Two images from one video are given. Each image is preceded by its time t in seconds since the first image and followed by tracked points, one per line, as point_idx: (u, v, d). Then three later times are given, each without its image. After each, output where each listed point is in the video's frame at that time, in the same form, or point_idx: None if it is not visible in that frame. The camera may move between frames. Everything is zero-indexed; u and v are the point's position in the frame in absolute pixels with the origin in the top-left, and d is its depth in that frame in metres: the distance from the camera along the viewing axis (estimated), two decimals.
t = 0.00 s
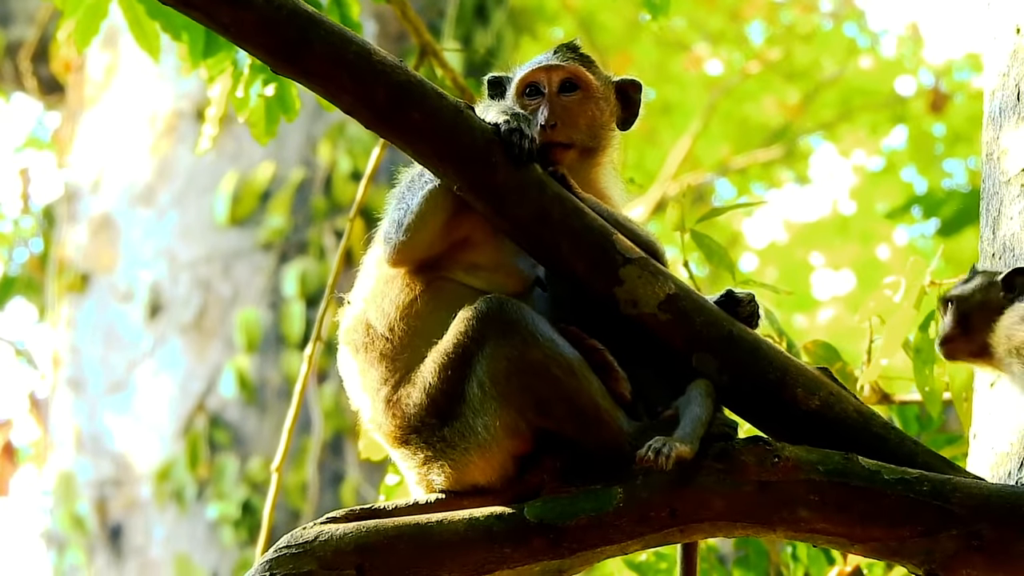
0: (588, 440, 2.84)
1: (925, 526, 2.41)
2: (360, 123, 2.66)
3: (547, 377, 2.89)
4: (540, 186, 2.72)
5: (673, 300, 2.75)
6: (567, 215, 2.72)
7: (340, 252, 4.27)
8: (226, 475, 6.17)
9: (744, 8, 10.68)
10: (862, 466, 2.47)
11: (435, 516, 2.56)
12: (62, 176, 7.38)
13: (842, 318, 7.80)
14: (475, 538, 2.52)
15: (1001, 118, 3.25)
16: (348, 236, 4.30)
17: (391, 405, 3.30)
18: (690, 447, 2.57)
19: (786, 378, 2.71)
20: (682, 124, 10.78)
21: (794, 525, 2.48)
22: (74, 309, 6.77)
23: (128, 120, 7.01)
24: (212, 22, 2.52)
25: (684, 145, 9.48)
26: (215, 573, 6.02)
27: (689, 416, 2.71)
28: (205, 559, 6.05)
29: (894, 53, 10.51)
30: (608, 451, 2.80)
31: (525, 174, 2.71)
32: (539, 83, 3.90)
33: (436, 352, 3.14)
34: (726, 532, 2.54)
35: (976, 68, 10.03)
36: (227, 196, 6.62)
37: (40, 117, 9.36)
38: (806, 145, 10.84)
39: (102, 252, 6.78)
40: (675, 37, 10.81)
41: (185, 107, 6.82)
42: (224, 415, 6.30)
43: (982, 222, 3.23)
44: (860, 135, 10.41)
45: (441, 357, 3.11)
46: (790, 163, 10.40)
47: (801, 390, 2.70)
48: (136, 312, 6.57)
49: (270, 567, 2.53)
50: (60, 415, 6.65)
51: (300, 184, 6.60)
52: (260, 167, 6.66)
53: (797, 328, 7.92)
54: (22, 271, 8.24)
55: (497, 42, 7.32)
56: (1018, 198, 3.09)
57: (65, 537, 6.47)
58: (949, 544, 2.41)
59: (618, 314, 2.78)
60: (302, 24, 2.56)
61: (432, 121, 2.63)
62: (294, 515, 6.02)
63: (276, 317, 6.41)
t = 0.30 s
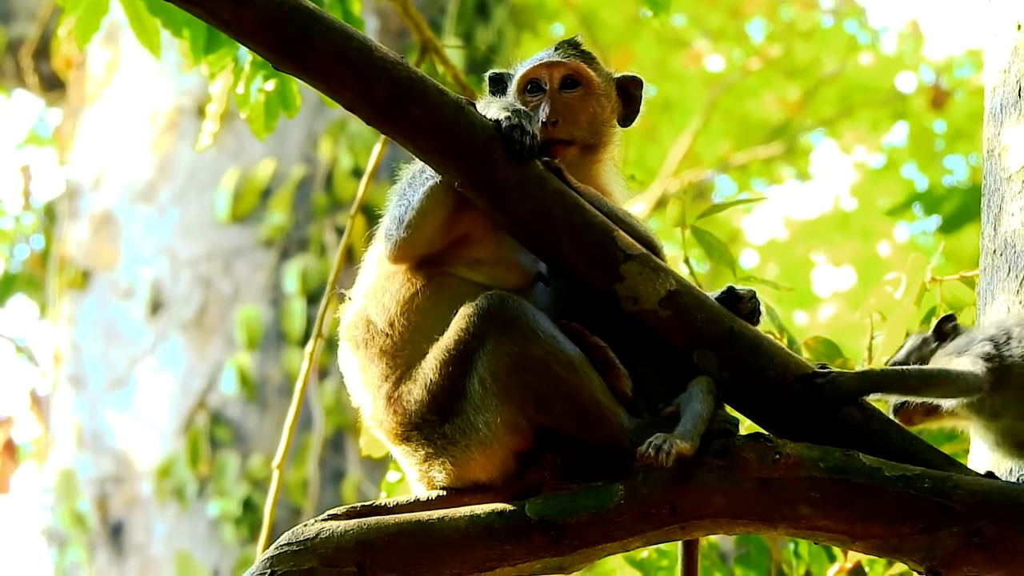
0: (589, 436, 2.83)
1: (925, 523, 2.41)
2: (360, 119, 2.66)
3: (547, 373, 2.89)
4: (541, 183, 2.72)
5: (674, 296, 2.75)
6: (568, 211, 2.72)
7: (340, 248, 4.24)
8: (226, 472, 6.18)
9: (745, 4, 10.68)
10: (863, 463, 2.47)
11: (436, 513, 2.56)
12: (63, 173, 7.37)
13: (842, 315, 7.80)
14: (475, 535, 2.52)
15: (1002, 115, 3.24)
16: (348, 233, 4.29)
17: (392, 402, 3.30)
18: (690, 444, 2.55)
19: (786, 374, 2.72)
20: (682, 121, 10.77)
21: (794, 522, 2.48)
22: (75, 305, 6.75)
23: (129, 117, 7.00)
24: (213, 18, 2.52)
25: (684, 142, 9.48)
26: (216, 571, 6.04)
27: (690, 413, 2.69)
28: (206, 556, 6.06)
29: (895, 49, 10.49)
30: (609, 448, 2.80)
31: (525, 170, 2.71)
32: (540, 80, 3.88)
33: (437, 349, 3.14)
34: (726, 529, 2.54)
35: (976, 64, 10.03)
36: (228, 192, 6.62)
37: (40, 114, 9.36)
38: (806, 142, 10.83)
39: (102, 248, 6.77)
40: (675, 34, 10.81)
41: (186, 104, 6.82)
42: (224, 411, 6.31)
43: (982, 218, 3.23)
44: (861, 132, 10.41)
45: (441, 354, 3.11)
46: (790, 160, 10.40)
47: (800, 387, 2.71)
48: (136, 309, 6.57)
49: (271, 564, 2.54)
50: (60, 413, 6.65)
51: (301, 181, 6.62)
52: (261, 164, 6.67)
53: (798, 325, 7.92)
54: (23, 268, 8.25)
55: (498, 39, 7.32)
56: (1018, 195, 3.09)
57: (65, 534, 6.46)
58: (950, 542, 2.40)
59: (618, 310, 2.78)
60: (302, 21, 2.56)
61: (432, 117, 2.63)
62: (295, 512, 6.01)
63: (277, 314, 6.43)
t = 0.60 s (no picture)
0: (589, 438, 2.83)
1: (927, 526, 2.41)
2: (361, 122, 2.66)
3: (548, 376, 2.90)
4: (543, 185, 2.72)
5: (676, 299, 2.75)
6: (569, 214, 2.71)
7: (343, 251, 4.24)
8: (227, 475, 6.16)
9: (747, 7, 10.68)
10: (864, 466, 2.47)
11: (438, 516, 2.56)
12: (64, 176, 7.38)
13: (843, 319, 7.79)
14: (477, 537, 2.52)
15: (1004, 119, 3.24)
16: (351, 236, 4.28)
17: (393, 405, 3.30)
18: (692, 447, 2.56)
19: (788, 377, 2.71)
20: (683, 124, 10.77)
21: (796, 525, 2.48)
22: (76, 308, 6.75)
23: (130, 120, 7.01)
24: (213, 21, 2.51)
25: (685, 145, 9.48)
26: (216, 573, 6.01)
27: (692, 416, 2.71)
28: (207, 558, 6.05)
29: (895, 53, 10.52)
30: (609, 450, 2.78)
31: (527, 173, 2.71)
32: (550, 80, 3.90)
33: (438, 352, 3.14)
34: (728, 532, 2.54)
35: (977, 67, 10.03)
36: (229, 195, 6.62)
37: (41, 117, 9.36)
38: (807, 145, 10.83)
39: (103, 250, 6.77)
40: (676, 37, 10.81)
41: (187, 106, 6.82)
42: (226, 414, 6.31)
43: (984, 222, 3.24)
44: (862, 135, 10.41)
45: (442, 357, 3.11)
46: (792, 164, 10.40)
47: (803, 391, 2.70)
48: (138, 311, 6.58)
49: (272, 567, 2.53)
50: (61, 415, 6.65)
51: (302, 184, 6.63)
52: (262, 167, 6.68)
53: (799, 328, 7.91)
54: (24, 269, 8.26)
55: (499, 42, 7.33)
56: (1020, 199, 3.09)
57: (66, 536, 6.45)
58: (951, 545, 2.40)
59: (619, 313, 2.78)
60: (303, 24, 2.56)
61: (434, 120, 2.63)
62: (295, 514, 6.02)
63: (278, 316, 6.43)
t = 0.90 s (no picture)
0: (591, 447, 2.83)
1: (929, 535, 2.40)
2: (364, 130, 2.66)
3: (551, 384, 2.90)
4: (545, 193, 2.72)
5: (679, 308, 2.75)
6: (571, 222, 2.72)
7: (346, 261, 4.25)
8: (230, 482, 6.17)
9: (749, 15, 10.68)
10: (866, 475, 2.47)
11: (439, 525, 2.55)
12: (67, 184, 7.38)
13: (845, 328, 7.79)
14: (479, 547, 2.52)
15: (1006, 126, 3.23)
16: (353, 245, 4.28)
17: (395, 414, 3.30)
18: (693, 457, 2.56)
19: (790, 386, 2.71)
20: (685, 132, 10.77)
21: (799, 535, 2.47)
22: (79, 317, 6.76)
23: (133, 129, 7.02)
24: (216, 29, 2.52)
25: (687, 153, 9.47)
26: None
27: (693, 425, 2.70)
28: (208, 567, 6.04)
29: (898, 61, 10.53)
30: (611, 459, 2.79)
31: (530, 181, 2.71)
32: (555, 84, 3.90)
33: (440, 361, 3.14)
34: (730, 542, 2.53)
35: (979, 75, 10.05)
36: (232, 203, 6.61)
37: (44, 125, 9.37)
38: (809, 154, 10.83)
39: (106, 259, 6.77)
40: (678, 44, 10.81)
41: (190, 114, 6.83)
42: (228, 422, 6.31)
43: (987, 230, 3.23)
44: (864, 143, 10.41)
45: (445, 366, 3.11)
46: (794, 172, 10.40)
47: (806, 399, 2.70)
48: (140, 319, 6.58)
49: None
50: (64, 423, 6.65)
51: (305, 192, 6.61)
52: (264, 174, 6.67)
53: (801, 337, 7.91)
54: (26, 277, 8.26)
55: (502, 50, 7.34)
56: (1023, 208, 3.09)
57: (68, 544, 6.44)
58: (953, 554, 2.40)
59: (623, 322, 2.78)
60: (306, 32, 2.56)
61: (436, 128, 2.63)
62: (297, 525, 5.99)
63: (281, 324, 6.42)
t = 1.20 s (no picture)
0: (594, 465, 2.83)
1: (932, 552, 2.40)
2: (367, 147, 2.67)
3: (553, 401, 2.89)
4: (549, 211, 2.72)
5: (681, 325, 2.76)
6: (574, 238, 2.72)
7: (349, 278, 4.28)
8: (232, 498, 6.16)
9: (750, 32, 10.76)
10: (869, 492, 2.47)
11: (442, 541, 2.55)
12: (69, 200, 7.40)
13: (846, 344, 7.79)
14: (482, 562, 2.52)
15: (1009, 143, 3.23)
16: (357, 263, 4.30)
17: (398, 431, 3.30)
18: (696, 473, 2.54)
19: (794, 403, 2.73)
20: (686, 148, 10.78)
21: (801, 551, 2.47)
22: (81, 333, 6.77)
23: (135, 144, 7.04)
24: (219, 46, 2.54)
25: (689, 170, 9.47)
26: None
27: (695, 442, 2.67)
28: None
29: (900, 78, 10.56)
30: (614, 476, 2.79)
31: (533, 198, 2.72)
32: (558, 94, 3.95)
33: (443, 378, 3.14)
34: (733, 558, 2.53)
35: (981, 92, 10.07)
36: (234, 219, 6.60)
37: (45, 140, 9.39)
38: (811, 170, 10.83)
39: (108, 275, 6.79)
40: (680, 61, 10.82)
41: (192, 130, 6.84)
42: (230, 438, 6.32)
43: (990, 248, 3.22)
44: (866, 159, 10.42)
45: (448, 383, 3.11)
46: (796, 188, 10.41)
47: (808, 415, 2.71)
48: (142, 334, 6.59)
49: None
50: (65, 439, 6.65)
51: (308, 209, 6.63)
52: (267, 190, 6.67)
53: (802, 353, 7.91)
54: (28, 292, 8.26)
55: (504, 66, 7.36)
56: None
57: (70, 560, 6.41)
58: (956, 571, 2.40)
59: (625, 339, 2.78)
60: (308, 49, 2.57)
61: (439, 145, 2.64)
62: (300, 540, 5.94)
63: (283, 340, 6.44)
